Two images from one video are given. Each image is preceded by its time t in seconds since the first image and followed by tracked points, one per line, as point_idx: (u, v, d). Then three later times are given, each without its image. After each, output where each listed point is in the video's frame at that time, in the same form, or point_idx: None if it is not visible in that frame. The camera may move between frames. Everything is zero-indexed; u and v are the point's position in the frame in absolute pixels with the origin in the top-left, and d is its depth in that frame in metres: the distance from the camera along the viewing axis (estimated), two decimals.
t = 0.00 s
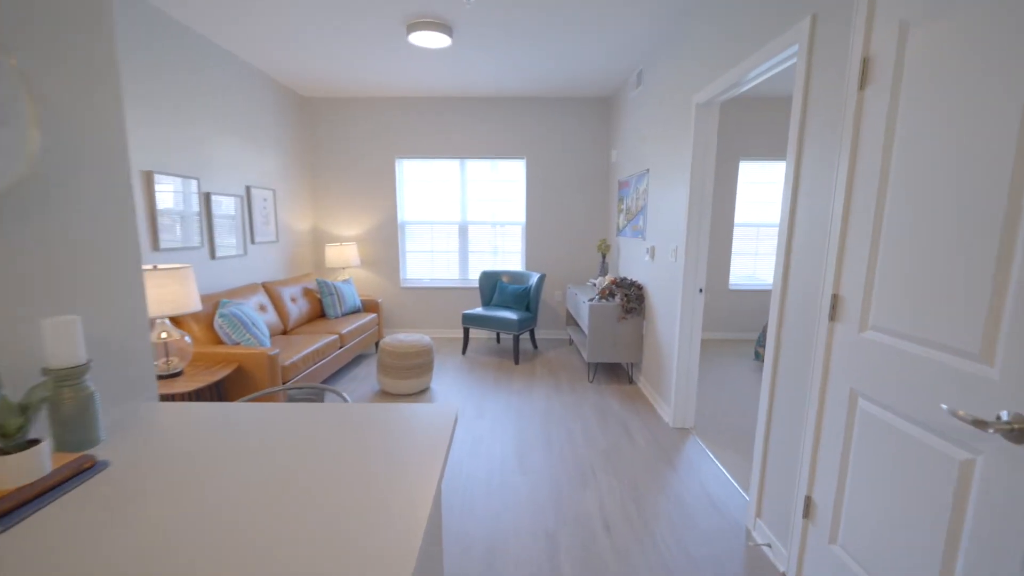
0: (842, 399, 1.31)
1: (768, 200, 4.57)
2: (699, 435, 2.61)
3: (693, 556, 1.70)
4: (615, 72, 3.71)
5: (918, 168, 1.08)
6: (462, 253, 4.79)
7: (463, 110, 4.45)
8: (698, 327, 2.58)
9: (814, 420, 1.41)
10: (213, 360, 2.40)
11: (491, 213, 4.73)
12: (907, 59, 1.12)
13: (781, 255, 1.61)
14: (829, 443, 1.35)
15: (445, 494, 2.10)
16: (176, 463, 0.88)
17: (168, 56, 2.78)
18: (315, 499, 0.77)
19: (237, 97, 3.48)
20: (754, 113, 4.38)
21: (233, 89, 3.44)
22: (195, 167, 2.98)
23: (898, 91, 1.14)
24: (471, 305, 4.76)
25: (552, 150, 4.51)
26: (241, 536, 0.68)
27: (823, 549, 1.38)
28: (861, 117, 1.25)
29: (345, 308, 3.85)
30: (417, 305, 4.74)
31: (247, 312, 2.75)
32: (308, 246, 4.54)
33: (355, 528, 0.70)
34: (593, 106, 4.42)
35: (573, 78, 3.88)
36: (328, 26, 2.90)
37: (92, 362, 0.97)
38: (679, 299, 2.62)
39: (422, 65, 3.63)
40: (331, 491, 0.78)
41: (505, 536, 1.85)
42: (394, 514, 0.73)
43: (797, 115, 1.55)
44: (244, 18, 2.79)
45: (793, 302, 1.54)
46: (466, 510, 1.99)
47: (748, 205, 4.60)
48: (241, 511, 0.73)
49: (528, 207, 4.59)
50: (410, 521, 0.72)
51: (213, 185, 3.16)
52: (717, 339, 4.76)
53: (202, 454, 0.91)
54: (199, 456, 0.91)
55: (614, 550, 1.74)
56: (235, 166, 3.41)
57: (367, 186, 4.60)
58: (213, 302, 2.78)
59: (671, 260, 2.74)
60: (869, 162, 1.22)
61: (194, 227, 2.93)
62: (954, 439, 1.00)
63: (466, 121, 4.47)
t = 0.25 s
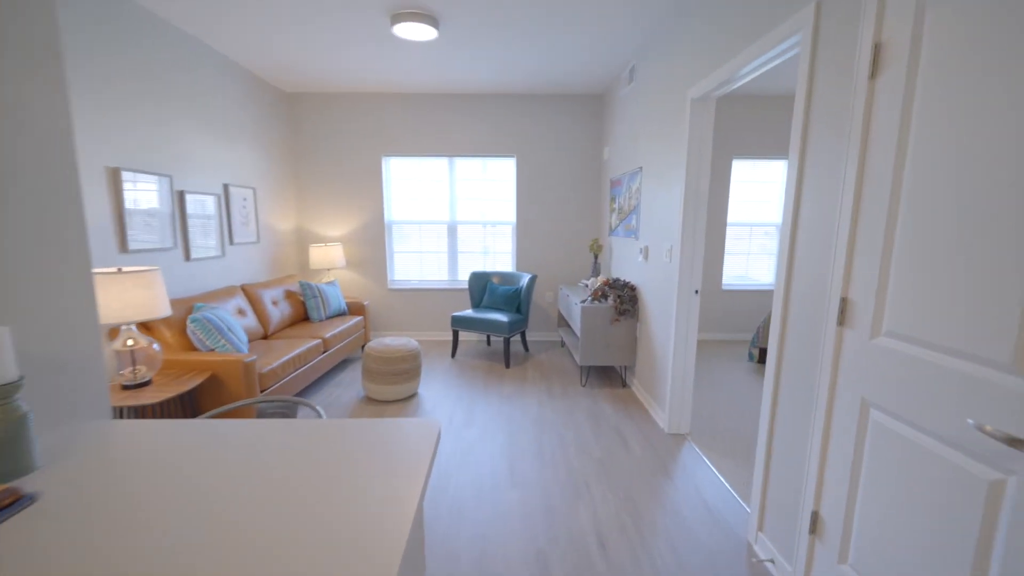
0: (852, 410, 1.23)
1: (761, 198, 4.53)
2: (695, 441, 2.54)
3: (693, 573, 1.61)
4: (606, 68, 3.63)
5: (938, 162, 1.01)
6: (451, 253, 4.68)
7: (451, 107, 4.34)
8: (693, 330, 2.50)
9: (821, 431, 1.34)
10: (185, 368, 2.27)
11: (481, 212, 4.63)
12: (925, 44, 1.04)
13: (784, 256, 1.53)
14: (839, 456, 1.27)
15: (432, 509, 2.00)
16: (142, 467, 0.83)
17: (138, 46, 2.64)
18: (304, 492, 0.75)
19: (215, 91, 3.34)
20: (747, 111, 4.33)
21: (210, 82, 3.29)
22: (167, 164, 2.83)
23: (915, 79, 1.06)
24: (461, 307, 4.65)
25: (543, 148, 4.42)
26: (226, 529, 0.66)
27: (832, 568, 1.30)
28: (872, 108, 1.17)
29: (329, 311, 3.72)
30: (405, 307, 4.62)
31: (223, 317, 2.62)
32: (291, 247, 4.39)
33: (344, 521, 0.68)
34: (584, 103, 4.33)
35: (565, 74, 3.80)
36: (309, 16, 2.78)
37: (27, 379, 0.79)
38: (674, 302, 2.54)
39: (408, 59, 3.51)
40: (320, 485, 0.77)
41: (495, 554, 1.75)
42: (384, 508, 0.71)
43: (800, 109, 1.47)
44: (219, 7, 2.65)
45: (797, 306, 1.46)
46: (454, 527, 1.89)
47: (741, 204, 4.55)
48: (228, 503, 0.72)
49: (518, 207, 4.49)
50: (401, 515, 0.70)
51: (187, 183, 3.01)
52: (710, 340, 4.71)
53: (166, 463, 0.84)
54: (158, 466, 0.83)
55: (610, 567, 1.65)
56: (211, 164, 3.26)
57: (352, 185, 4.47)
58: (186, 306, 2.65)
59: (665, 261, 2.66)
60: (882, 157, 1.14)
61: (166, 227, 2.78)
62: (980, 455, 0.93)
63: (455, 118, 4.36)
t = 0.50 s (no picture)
0: (865, 423, 1.15)
1: (756, 198, 4.47)
2: (693, 448, 2.45)
3: None
4: (600, 64, 3.54)
5: (966, 157, 0.92)
6: (441, 254, 4.56)
7: (440, 103, 4.22)
8: (691, 334, 2.42)
9: (831, 445, 1.25)
10: (157, 377, 2.14)
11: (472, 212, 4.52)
12: (950, 29, 0.95)
13: (789, 258, 1.45)
14: (852, 473, 1.19)
15: (418, 525, 1.88)
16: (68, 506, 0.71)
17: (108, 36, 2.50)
18: (284, 487, 0.71)
19: (193, 85, 3.19)
20: (741, 109, 4.27)
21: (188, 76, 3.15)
22: (140, 161, 2.69)
23: (939, 67, 0.97)
24: (451, 309, 4.54)
25: (535, 146, 4.32)
26: (199, 524, 0.63)
27: None
28: (889, 98, 1.09)
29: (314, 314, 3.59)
30: (393, 310, 4.50)
31: (198, 322, 2.49)
32: (275, 247, 4.25)
33: (327, 514, 0.64)
34: (577, 100, 4.25)
35: (557, 70, 3.70)
36: (291, 7, 2.66)
37: None
38: (670, 304, 2.46)
39: (396, 54, 3.40)
40: (302, 478, 0.73)
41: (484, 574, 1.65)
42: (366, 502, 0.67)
43: (806, 101, 1.39)
44: None
45: (804, 312, 1.38)
46: (441, 543, 1.77)
47: (736, 204, 4.49)
48: (205, 488, 0.70)
49: (510, 206, 4.39)
50: (384, 509, 0.66)
51: (162, 181, 2.87)
52: (704, 341, 4.64)
53: (122, 460, 0.78)
54: (113, 464, 0.77)
55: None
56: (189, 161, 3.12)
57: (338, 183, 4.33)
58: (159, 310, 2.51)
59: (661, 262, 2.58)
60: (900, 150, 1.06)
61: (138, 227, 2.64)
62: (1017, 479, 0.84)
63: (444, 115, 4.24)
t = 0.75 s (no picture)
0: (882, 436, 1.07)
1: (753, 197, 4.40)
2: (691, 455, 2.37)
3: None
4: (594, 59, 3.45)
5: (998, 148, 0.84)
6: (433, 254, 4.46)
7: (430, 100, 4.12)
8: (689, 337, 2.34)
9: (844, 460, 1.17)
10: (128, 385, 2.02)
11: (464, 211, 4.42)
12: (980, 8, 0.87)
13: (796, 258, 1.36)
14: (867, 490, 1.11)
15: (403, 542, 1.76)
16: None
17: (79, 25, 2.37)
18: (268, 491, 0.73)
19: (172, 79, 3.07)
20: (737, 106, 4.20)
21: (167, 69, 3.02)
22: (113, 158, 2.56)
23: (966, 51, 0.89)
24: (443, 310, 4.43)
25: (528, 144, 4.22)
26: (185, 529, 0.64)
27: None
28: (908, 85, 1.01)
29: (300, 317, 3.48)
30: (383, 311, 4.38)
31: (174, 326, 2.37)
32: (260, 247, 4.12)
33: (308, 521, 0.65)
34: (570, 97, 4.16)
35: (551, 66, 3.61)
36: None
37: None
38: (667, 306, 2.37)
39: (384, 48, 3.29)
40: (284, 482, 0.75)
41: None
42: (348, 500, 0.70)
43: (814, 92, 1.31)
44: None
45: (813, 317, 1.29)
46: (428, 562, 1.66)
47: (732, 203, 4.42)
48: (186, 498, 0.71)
49: (502, 205, 4.29)
50: (369, 512, 0.67)
51: (138, 179, 2.75)
52: (700, 342, 4.57)
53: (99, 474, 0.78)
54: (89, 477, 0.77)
55: None
56: (167, 158, 2.99)
57: (326, 181, 4.21)
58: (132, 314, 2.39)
59: (658, 262, 2.49)
60: (920, 142, 0.98)
61: (111, 227, 2.52)
62: None
63: (435, 111, 4.14)
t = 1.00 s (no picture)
0: (896, 447, 0.99)
1: (747, 195, 4.35)
2: (688, 460, 2.30)
3: None
4: (586, 54, 3.37)
5: None
6: (423, 254, 4.36)
7: (418, 95, 4.01)
8: (685, 339, 2.27)
9: (854, 472, 1.10)
10: (95, 394, 1.90)
11: (455, 210, 4.32)
12: None
13: (800, 257, 1.29)
14: (878, 504, 1.04)
15: (387, 557, 1.67)
16: None
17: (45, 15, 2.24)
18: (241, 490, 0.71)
19: (148, 73, 2.95)
20: (730, 103, 4.14)
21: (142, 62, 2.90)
22: (84, 154, 2.44)
23: (993, 29, 0.81)
24: (433, 312, 4.33)
25: (520, 142, 4.13)
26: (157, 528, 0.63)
27: None
28: (925, 69, 0.93)
29: (284, 319, 3.36)
30: (372, 313, 4.28)
31: (147, 330, 2.25)
32: (244, 248, 4.00)
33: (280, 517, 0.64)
34: (562, 94, 4.08)
35: (542, 61, 3.52)
36: None
37: None
38: (663, 307, 2.30)
39: (370, 42, 3.18)
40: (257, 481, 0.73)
41: None
42: (338, 500, 0.68)
43: (819, 79, 1.23)
44: None
45: (819, 319, 1.22)
46: None
47: (726, 202, 4.37)
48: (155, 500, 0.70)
49: (494, 204, 4.21)
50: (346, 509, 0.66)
51: (110, 176, 2.62)
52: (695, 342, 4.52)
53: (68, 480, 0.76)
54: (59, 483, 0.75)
55: None
56: (142, 154, 2.87)
57: (312, 180, 4.10)
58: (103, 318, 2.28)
59: (653, 262, 2.42)
60: (938, 130, 0.90)
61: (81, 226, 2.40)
62: None
63: (424, 108, 4.04)
